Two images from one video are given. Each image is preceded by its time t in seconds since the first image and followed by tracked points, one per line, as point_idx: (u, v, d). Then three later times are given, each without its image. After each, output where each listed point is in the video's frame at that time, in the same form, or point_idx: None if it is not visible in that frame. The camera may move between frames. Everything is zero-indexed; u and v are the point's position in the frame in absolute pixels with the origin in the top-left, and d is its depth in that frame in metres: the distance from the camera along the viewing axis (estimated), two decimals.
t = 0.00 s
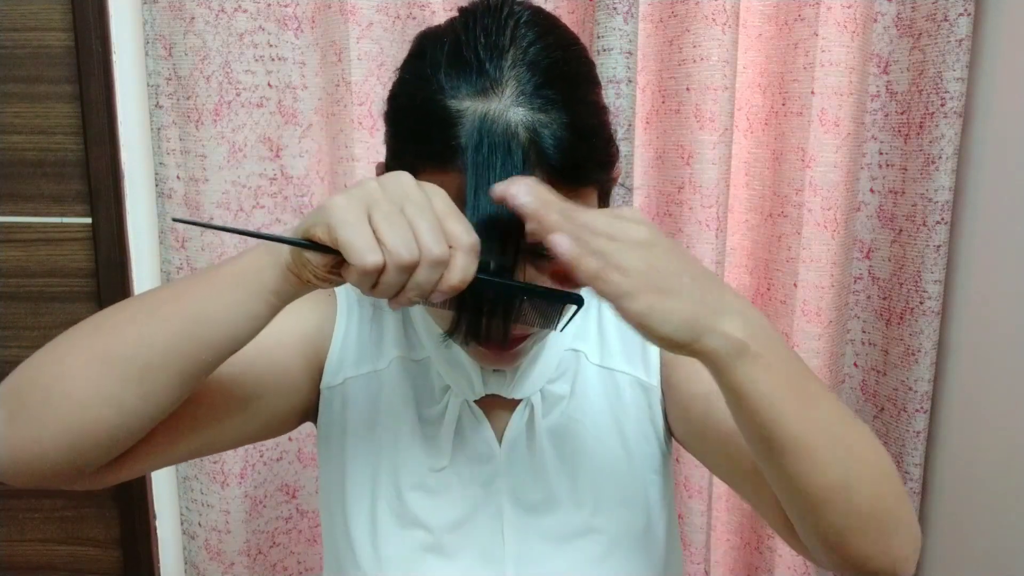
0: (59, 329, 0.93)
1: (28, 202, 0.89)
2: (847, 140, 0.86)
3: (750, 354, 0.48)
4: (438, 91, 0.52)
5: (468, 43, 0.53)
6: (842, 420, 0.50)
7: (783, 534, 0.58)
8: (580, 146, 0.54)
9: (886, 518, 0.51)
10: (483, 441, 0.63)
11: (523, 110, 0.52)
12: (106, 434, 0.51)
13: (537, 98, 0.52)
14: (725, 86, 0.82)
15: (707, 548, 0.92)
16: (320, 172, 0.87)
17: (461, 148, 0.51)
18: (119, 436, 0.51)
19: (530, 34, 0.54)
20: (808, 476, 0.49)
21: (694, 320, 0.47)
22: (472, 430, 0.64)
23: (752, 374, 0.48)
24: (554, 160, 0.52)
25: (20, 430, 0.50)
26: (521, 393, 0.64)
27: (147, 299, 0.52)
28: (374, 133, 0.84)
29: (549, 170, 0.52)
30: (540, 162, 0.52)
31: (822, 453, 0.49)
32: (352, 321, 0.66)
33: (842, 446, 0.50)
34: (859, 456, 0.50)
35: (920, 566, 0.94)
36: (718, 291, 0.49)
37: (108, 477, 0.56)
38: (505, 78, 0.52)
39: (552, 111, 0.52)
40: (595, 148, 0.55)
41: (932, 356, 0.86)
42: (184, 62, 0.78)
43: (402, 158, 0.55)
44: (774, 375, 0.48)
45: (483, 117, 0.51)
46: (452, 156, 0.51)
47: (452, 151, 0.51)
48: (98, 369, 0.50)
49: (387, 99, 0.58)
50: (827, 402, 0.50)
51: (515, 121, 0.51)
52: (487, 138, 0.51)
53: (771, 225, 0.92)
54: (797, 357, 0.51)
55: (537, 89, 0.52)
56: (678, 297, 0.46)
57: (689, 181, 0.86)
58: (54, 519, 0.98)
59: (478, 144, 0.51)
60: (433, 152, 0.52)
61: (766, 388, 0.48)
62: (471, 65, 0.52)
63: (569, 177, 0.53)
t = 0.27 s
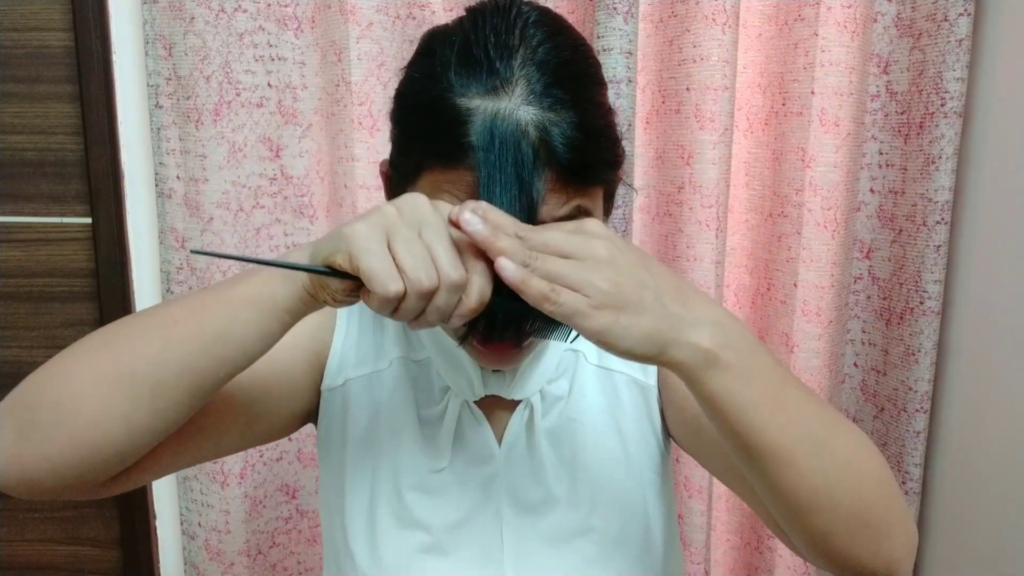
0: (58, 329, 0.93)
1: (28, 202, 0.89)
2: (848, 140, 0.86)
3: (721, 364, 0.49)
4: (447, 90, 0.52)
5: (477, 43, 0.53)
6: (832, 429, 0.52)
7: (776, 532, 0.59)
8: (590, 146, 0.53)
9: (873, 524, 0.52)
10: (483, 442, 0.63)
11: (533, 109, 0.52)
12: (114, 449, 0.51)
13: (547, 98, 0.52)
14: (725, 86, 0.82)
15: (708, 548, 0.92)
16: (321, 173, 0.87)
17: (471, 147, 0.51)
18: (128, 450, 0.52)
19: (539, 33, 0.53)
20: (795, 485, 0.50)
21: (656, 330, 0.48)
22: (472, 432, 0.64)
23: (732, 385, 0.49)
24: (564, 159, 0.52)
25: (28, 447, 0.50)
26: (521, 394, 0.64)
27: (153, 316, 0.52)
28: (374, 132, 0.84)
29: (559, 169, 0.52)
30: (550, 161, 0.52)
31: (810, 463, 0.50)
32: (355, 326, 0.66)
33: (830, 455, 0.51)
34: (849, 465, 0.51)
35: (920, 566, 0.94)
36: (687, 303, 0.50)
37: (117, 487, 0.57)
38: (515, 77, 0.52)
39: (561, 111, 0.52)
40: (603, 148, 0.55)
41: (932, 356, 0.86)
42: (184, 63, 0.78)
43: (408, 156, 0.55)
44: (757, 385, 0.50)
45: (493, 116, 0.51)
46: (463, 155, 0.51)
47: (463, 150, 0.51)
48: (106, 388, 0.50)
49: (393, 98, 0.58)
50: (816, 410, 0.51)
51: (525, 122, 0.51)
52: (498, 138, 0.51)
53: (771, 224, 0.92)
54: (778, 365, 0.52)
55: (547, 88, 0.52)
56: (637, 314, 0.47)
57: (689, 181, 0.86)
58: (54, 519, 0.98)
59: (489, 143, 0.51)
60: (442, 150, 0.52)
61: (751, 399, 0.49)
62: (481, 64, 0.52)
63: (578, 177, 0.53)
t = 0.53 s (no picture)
0: (58, 329, 0.93)
1: (28, 202, 0.89)
2: (848, 140, 0.86)
3: (717, 386, 0.50)
4: (454, 89, 0.52)
5: (484, 43, 0.53)
6: (827, 442, 0.52)
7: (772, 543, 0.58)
8: (595, 147, 0.54)
9: (874, 537, 0.52)
10: (484, 442, 0.63)
11: (539, 109, 0.52)
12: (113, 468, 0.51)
13: (553, 98, 0.52)
14: (725, 86, 0.82)
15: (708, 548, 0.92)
16: (321, 173, 0.87)
17: (477, 145, 0.51)
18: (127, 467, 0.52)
19: (546, 35, 0.54)
20: (793, 502, 0.50)
21: (653, 354, 0.48)
22: (473, 433, 0.63)
23: (726, 405, 0.50)
24: (570, 159, 0.52)
25: (28, 467, 0.50)
26: (523, 395, 0.64)
27: (153, 334, 0.52)
28: (374, 133, 0.84)
29: (565, 169, 0.52)
30: (556, 161, 0.52)
31: (807, 479, 0.50)
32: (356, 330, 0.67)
33: (827, 468, 0.51)
34: (846, 478, 0.51)
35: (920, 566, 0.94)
36: (684, 326, 0.50)
37: (115, 500, 0.57)
38: (521, 77, 0.52)
39: (567, 111, 0.52)
40: (609, 149, 0.56)
41: (932, 356, 0.86)
42: (184, 63, 0.78)
43: (412, 155, 0.55)
44: (751, 403, 0.50)
45: (500, 115, 0.51)
46: (468, 153, 0.51)
47: (468, 148, 0.51)
48: (107, 407, 0.50)
49: (398, 98, 0.58)
50: (810, 425, 0.52)
51: (531, 121, 0.51)
52: (504, 135, 0.51)
53: (771, 225, 0.92)
54: (773, 382, 0.52)
55: (554, 88, 0.52)
56: (633, 337, 0.47)
57: (689, 181, 0.86)
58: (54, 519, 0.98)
59: (495, 140, 0.50)
60: (447, 148, 0.51)
61: (746, 417, 0.50)
62: (488, 64, 0.52)
63: (583, 177, 0.53)
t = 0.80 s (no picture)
0: (58, 329, 0.93)
1: (28, 202, 0.89)
2: (847, 140, 0.86)
3: (718, 398, 0.49)
4: (462, 88, 0.52)
5: (492, 43, 0.53)
6: (824, 449, 0.52)
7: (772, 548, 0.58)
8: (601, 150, 0.54)
9: (874, 542, 0.52)
10: (484, 443, 0.63)
11: (546, 110, 0.52)
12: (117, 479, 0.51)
13: (560, 99, 0.52)
14: (725, 86, 0.82)
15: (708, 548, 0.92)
16: (321, 173, 0.87)
17: (484, 145, 0.51)
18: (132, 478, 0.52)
19: (554, 36, 0.54)
20: (791, 511, 0.50)
21: (651, 366, 0.48)
22: (472, 434, 0.63)
23: (727, 416, 0.49)
24: (576, 160, 0.52)
25: (32, 477, 0.51)
26: (523, 396, 0.63)
27: (154, 344, 0.52)
28: (374, 133, 0.84)
29: (571, 171, 0.52)
30: (563, 163, 0.52)
31: (805, 487, 0.50)
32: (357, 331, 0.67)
33: (825, 476, 0.51)
34: (844, 485, 0.51)
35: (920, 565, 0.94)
36: (684, 337, 0.50)
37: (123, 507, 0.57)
38: (529, 78, 0.52)
39: (574, 113, 0.53)
40: (615, 151, 0.56)
41: (932, 356, 0.86)
42: (183, 63, 0.78)
43: (417, 154, 0.55)
44: (750, 413, 0.50)
45: (507, 115, 0.51)
46: (475, 152, 0.51)
47: (475, 148, 0.51)
48: (108, 418, 0.50)
49: (404, 96, 0.58)
50: (809, 434, 0.52)
51: (539, 121, 0.51)
52: (512, 135, 0.51)
53: (771, 224, 0.92)
54: (772, 391, 0.52)
55: (561, 90, 0.53)
56: (632, 350, 0.47)
57: (689, 181, 0.86)
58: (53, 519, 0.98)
59: (502, 140, 0.50)
60: (454, 147, 0.51)
61: (745, 427, 0.49)
62: (497, 64, 0.52)
63: (589, 179, 0.53)
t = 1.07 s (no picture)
0: (58, 329, 0.93)
1: (28, 202, 0.89)
2: (847, 140, 0.86)
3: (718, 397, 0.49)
4: (467, 86, 0.52)
5: (499, 41, 0.53)
6: (824, 448, 0.52)
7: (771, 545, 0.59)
8: (605, 149, 0.54)
9: (875, 543, 0.52)
10: (484, 444, 0.63)
11: (552, 108, 0.52)
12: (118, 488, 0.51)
13: (566, 98, 0.52)
14: (725, 86, 0.82)
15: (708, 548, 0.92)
16: (321, 173, 0.87)
17: (489, 143, 0.51)
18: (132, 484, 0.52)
19: (560, 35, 0.54)
20: (791, 510, 0.50)
21: (651, 364, 0.48)
22: (473, 435, 0.63)
23: (727, 416, 0.49)
24: (581, 159, 0.52)
25: (31, 486, 0.51)
26: (523, 397, 0.63)
27: (156, 354, 0.52)
28: (374, 132, 0.84)
29: (575, 169, 0.52)
30: (568, 161, 0.52)
31: (804, 486, 0.50)
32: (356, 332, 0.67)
33: (824, 476, 0.51)
34: (844, 485, 0.51)
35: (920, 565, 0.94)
36: (685, 336, 0.49)
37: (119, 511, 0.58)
38: (535, 76, 0.52)
39: (579, 112, 0.53)
40: (619, 151, 0.56)
41: (932, 356, 0.86)
42: (183, 63, 0.78)
43: (422, 152, 0.54)
44: (750, 413, 0.50)
45: (513, 113, 0.51)
46: (481, 150, 0.51)
47: (481, 145, 0.51)
48: (108, 430, 0.50)
49: (409, 96, 0.58)
50: (808, 433, 0.52)
51: (544, 119, 0.51)
52: (518, 134, 0.51)
53: (771, 224, 0.92)
54: (772, 390, 0.51)
55: (566, 89, 0.52)
56: (632, 349, 0.47)
57: (689, 181, 0.86)
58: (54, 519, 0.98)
59: (508, 138, 0.50)
60: (459, 145, 0.51)
61: (745, 427, 0.49)
62: (503, 62, 0.52)
63: (593, 178, 0.53)
